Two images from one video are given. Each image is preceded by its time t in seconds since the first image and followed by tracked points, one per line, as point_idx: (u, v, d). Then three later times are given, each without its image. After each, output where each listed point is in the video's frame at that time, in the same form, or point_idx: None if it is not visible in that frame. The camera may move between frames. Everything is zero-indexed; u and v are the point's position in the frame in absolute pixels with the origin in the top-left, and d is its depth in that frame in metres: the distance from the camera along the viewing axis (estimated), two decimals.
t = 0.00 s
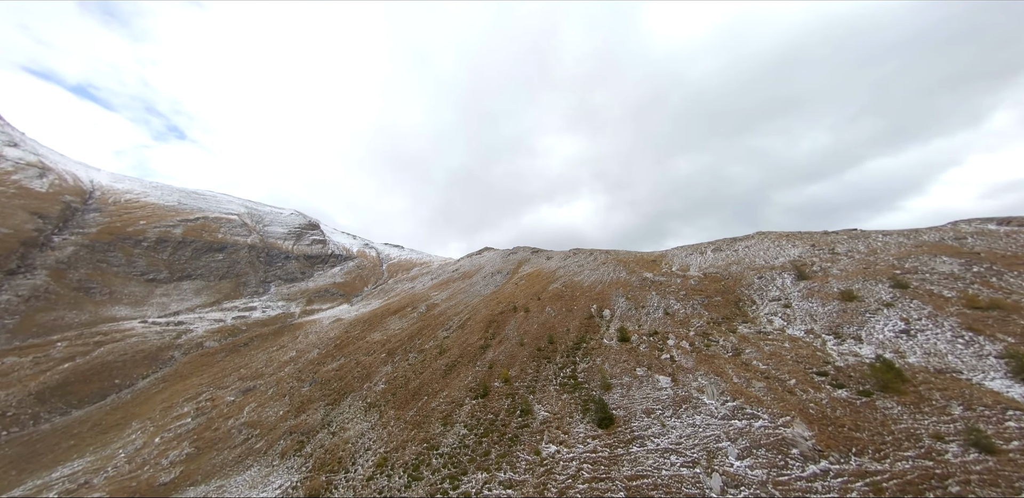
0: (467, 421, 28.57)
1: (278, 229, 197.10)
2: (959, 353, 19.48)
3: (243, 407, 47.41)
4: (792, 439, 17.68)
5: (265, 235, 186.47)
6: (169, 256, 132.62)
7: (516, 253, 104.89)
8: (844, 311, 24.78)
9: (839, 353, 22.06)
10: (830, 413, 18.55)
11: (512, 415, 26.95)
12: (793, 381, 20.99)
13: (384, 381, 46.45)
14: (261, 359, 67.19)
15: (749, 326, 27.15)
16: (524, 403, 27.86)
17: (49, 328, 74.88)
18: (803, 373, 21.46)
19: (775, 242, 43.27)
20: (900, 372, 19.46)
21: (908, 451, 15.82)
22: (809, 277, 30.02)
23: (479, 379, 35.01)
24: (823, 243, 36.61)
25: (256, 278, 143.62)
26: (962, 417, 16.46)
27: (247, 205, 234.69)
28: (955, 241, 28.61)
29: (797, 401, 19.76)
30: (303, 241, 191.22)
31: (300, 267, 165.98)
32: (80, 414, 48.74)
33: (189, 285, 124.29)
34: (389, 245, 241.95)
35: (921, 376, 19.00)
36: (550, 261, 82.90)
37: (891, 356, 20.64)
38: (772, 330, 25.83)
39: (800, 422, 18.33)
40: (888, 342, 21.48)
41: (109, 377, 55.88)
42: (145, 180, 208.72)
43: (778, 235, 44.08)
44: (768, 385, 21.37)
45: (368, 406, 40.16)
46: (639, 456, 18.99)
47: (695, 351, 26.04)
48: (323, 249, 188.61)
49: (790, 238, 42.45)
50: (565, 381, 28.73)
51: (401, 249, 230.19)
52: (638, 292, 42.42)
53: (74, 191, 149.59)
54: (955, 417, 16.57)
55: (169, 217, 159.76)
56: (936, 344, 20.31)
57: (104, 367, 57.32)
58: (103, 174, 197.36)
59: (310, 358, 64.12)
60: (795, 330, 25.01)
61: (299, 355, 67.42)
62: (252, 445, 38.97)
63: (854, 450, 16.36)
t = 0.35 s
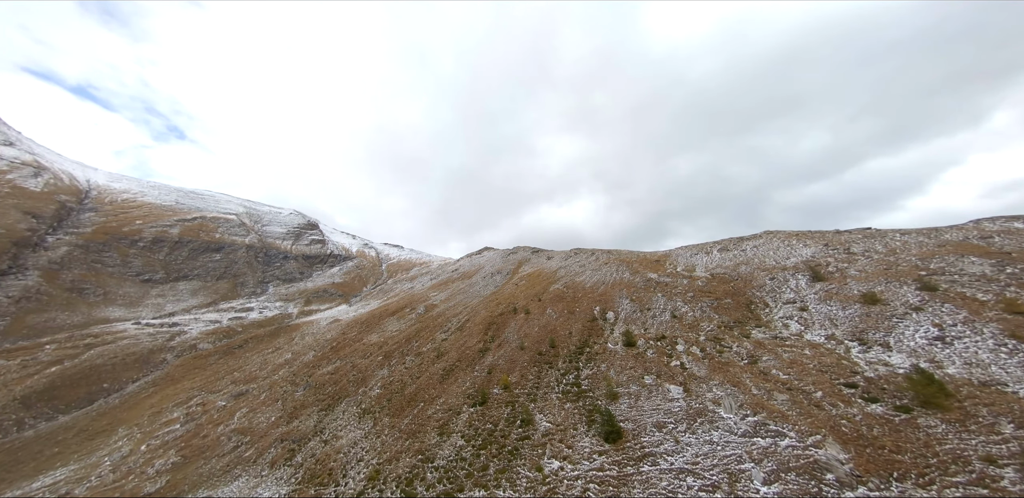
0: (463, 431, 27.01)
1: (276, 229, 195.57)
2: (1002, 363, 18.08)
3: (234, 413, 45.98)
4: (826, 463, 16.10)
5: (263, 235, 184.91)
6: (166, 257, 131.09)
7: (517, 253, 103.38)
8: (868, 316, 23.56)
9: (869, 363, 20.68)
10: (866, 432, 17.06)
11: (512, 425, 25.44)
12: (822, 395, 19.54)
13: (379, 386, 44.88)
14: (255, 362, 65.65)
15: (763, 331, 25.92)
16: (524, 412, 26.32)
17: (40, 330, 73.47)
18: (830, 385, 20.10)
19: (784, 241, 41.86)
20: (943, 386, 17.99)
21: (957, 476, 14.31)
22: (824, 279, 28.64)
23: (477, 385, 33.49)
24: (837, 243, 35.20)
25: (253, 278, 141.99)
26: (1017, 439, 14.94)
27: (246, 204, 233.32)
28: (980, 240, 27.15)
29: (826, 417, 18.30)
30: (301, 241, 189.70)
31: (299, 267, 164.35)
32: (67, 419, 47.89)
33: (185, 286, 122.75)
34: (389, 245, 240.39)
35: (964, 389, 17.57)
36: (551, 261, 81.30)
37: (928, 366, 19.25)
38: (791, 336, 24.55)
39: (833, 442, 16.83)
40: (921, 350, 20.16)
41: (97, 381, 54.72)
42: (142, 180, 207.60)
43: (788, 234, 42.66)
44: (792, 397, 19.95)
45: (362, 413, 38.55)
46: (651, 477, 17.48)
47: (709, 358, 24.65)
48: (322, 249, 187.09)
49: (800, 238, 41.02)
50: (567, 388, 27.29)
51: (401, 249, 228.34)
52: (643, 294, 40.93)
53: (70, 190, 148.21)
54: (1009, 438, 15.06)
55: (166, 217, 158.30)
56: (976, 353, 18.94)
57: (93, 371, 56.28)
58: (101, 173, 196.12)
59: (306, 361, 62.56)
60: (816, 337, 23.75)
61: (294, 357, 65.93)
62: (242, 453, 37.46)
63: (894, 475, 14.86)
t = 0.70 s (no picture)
0: (460, 442, 25.46)
1: (275, 229, 194.04)
2: None
3: (224, 418, 44.64)
4: (865, 489, 14.58)
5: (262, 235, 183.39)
6: (162, 257, 129.58)
7: (517, 253, 101.84)
8: (895, 321, 22.19)
9: (902, 374, 19.26)
10: (909, 454, 15.52)
11: (511, 436, 23.94)
12: (854, 410, 18.05)
13: (375, 391, 43.31)
14: (249, 364, 64.09)
15: (779, 337, 24.75)
16: (524, 423, 24.77)
17: (30, 332, 72.07)
18: (862, 398, 18.65)
19: (793, 241, 40.42)
20: (992, 402, 16.45)
21: None
22: (842, 281, 27.24)
23: (475, 392, 31.97)
24: (851, 242, 33.75)
25: (251, 278, 140.40)
26: None
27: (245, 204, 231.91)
28: (1008, 239, 25.63)
29: (861, 436, 16.80)
30: (300, 241, 188.23)
31: (297, 267, 162.82)
32: (53, 424, 47.04)
33: (182, 286, 121.27)
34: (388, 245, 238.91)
35: (1015, 405, 16.06)
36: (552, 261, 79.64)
37: (970, 378, 17.81)
38: (812, 343, 23.23)
39: (871, 466, 15.29)
40: (959, 360, 18.80)
41: (85, 385, 53.85)
42: (140, 180, 206.24)
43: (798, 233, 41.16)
44: (820, 412, 18.48)
45: (356, 420, 37.01)
46: None
47: (723, 367, 23.25)
48: (321, 249, 185.65)
49: (811, 237, 39.55)
50: (571, 396, 25.78)
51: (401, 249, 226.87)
52: (648, 295, 39.40)
53: (66, 190, 146.88)
54: None
55: (163, 217, 156.83)
56: None
57: (81, 375, 55.45)
58: (98, 173, 194.77)
59: (301, 364, 60.98)
60: (839, 344, 22.45)
61: (289, 360, 64.41)
62: (231, 462, 35.93)
63: None
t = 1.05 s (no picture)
0: (456, 455, 23.89)
1: (273, 229, 192.50)
2: None
3: (213, 425, 43.20)
4: None
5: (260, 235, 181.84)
6: (158, 257, 128.07)
7: (517, 253, 100.30)
8: (925, 327, 20.81)
9: (940, 387, 17.81)
10: (959, 481, 13.95)
11: (511, 449, 22.39)
12: (893, 430, 16.50)
13: (369, 396, 41.74)
14: (243, 367, 62.59)
15: (797, 342, 23.49)
16: (524, 434, 23.22)
17: (19, 335, 70.52)
18: (898, 414, 17.17)
19: (804, 240, 38.94)
20: None
21: None
22: (862, 282, 25.85)
23: (473, 399, 30.40)
24: (867, 241, 32.28)
25: (248, 279, 138.84)
26: None
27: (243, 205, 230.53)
28: None
29: (902, 460, 15.24)
30: (299, 241, 186.64)
31: (295, 267, 161.31)
32: (37, 431, 45.80)
33: (178, 287, 119.72)
34: (388, 245, 237.44)
35: None
36: (553, 262, 78.07)
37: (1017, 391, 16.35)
38: (835, 350, 21.92)
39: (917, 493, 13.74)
40: (1004, 370, 17.32)
41: (71, 390, 52.60)
42: (137, 180, 204.83)
43: (809, 233, 39.68)
44: (853, 430, 16.95)
45: (349, 428, 35.43)
46: None
47: (741, 377, 21.81)
48: (319, 249, 184.11)
49: (822, 236, 38.09)
50: (574, 406, 24.25)
51: (400, 249, 225.40)
52: (653, 297, 37.83)
53: (61, 190, 145.40)
54: None
55: (159, 217, 155.33)
56: None
57: (67, 379, 54.16)
58: (95, 173, 193.36)
59: (295, 367, 59.43)
60: (865, 351, 21.13)
61: (283, 363, 62.88)
62: (218, 471, 34.41)
63: None
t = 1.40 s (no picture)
0: (452, 469, 22.29)
1: (271, 229, 190.99)
2: None
3: (202, 432, 41.64)
4: None
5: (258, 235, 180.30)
6: (154, 258, 126.54)
7: (517, 253, 98.76)
8: (961, 335, 19.41)
9: (987, 403, 16.29)
10: None
11: (511, 464, 20.81)
12: (940, 452, 14.92)
13: (364, 402, 40.15)
14: (236, 370, 61.04)
15: (817, 350, 22.20)
16: (525, 448, 21.63)
17: (9, 338, 69.01)
18: (943, 433, 15.61)
19: (816, 240, 37.42)
20: None
21: None
22: (885, 285, 24.48)
23: (471, 408, 28.80)
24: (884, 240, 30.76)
25: (246, 279, 137.24)
26: None
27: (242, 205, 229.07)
28: None
29: (953, 488, 13.63)
30: (297, 241, 185.11)
31: (294, 267, 159.79)
32: (20, 438, 44.26)
33: (174, 287, 118.12)
34: (388, 245, 235.95)
35: None
36: (554, 262, 76.50)
37: None
38: (862, 358, 20.59)
39: None
40: None
41: (58, 394, 51.20)
42: (135, 180, 203.32)
43: (821, 232, 38.19)
44: (895, 453, 15.35)
45: (341, 436, 33.83)
46: None
47: (762, 389, 20.40)
48: (318, 249, 182.62)
49: (836, 236, 36.58)
50: (578, 417, 22.72)
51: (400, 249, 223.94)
52: (659, 299, 36.26)
53: (56, 190, 143.88)
54: None
55: (156, 217, 153.83)
56: None
57: (54, 384, 52.64)
58: (92, 173, 191.86)
59: (289, 370, 57.85)
60: (896, 360, 19.78)
61: (278, 365, 61.25)
62: (204, 482, 32.85)
63: None
